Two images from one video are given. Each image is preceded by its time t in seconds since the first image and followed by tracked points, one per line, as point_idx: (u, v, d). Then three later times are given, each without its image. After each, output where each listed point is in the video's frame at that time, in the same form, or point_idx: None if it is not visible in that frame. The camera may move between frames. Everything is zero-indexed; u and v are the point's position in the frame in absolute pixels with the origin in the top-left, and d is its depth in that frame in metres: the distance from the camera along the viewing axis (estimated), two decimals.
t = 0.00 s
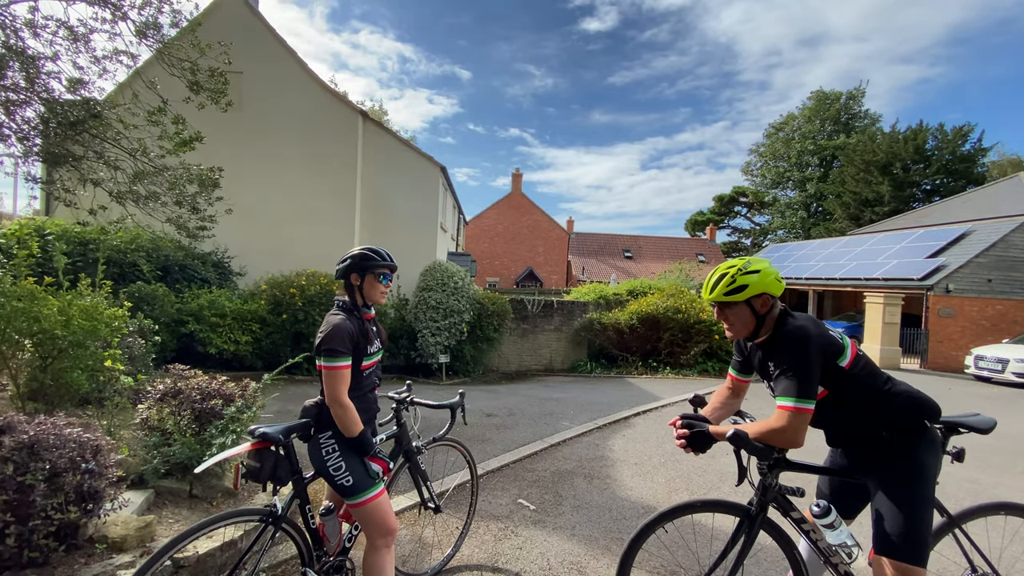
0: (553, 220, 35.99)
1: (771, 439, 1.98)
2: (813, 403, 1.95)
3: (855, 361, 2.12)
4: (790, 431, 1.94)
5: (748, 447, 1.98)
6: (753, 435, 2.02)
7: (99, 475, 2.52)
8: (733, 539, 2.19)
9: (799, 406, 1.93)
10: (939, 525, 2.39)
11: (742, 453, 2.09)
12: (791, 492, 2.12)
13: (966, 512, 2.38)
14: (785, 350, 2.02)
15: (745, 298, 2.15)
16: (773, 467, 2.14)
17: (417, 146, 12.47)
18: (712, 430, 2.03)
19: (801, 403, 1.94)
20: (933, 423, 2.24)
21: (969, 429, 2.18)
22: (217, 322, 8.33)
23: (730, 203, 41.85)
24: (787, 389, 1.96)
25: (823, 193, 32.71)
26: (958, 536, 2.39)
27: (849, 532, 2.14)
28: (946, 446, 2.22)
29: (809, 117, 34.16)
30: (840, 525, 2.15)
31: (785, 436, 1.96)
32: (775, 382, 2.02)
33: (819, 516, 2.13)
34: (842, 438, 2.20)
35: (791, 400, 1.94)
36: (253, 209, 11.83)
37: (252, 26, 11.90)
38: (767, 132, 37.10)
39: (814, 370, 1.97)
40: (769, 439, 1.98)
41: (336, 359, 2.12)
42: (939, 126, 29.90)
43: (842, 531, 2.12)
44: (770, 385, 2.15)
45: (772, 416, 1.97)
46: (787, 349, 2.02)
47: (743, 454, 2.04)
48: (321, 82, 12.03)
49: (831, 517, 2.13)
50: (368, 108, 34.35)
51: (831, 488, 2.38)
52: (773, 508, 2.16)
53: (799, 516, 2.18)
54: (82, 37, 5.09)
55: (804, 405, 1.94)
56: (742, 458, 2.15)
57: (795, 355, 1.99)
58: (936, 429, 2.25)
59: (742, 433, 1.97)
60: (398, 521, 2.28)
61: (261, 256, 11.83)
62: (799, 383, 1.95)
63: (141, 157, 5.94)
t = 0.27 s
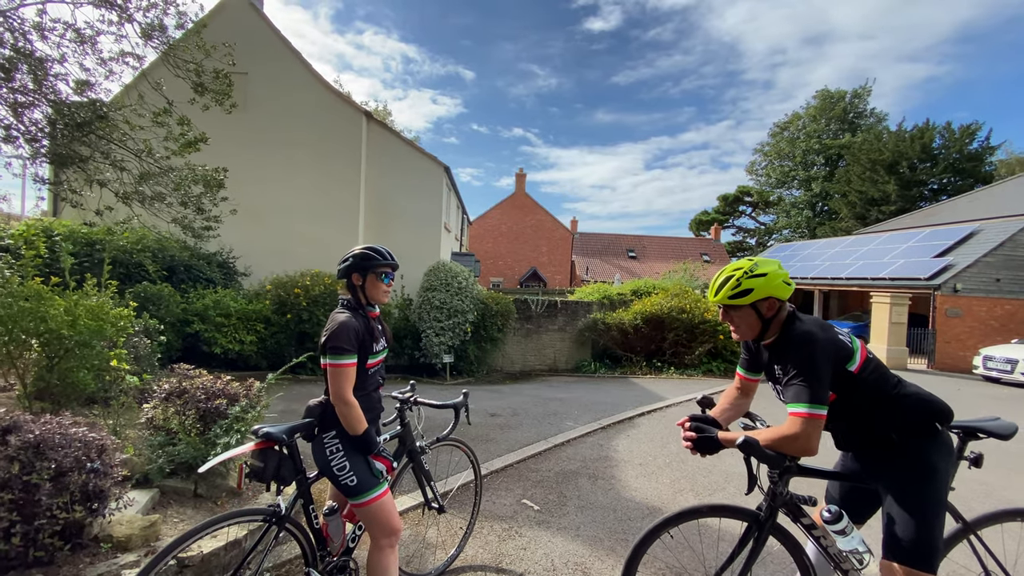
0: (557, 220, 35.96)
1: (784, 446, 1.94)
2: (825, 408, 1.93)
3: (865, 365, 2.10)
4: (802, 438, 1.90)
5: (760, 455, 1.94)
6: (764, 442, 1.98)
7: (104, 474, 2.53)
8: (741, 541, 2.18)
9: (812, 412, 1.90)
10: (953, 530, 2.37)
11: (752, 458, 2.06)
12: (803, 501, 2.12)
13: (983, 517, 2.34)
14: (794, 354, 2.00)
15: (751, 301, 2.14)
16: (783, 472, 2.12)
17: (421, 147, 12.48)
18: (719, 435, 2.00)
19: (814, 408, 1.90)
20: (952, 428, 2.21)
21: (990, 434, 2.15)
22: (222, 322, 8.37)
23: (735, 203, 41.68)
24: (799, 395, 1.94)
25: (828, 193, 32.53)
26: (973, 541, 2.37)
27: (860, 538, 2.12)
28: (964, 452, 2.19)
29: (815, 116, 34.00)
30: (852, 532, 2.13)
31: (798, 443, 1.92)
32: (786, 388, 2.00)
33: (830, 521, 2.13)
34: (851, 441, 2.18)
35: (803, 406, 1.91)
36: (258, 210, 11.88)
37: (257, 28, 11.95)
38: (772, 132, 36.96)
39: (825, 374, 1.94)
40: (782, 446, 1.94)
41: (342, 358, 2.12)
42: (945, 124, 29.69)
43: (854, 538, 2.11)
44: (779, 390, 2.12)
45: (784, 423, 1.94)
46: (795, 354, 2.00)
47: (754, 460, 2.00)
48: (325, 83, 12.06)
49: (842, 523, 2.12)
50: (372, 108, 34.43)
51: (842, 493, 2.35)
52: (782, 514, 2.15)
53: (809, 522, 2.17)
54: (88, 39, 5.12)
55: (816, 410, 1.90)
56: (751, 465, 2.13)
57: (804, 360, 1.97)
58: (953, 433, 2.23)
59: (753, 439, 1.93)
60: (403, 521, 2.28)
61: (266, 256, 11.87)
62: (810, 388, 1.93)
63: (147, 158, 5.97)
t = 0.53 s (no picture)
0: (561, 220, 35.93)
1: (789, 449, 1.94)
2: (830, 409, 1.91)
3: (869, 365, 2.09)
4: (807, 440, 1.90)
5: (765, 457, 1.92)
6: (770, 444, 1.97)
7: (110, 474, 2.55)
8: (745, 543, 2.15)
9: (817, 413, 1.89)
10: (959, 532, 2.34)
11: (757, 461, 2.04)
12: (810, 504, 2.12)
13: (989, 519, 2.33)
14: (798, 354, 1.99)
15: (753, 302, 2.13)
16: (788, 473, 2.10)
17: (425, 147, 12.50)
18: (725, 439, 2.01)
19: (819, 409, 1.89)
20: (959, 429, 2.20)
21: (998, 435, 2.13)
22: (227, 322, 8.41)
23: (740, 202, 41.53)
24: (803, 396, 1.92)
25: (834, 192, 32.35)
26: (981, 542, 2.35)
27: (865, 540, 2.10)
28: (971, 454, 2.18)
29: (820, 115, 33.84)
30: (855, 533, 2.10)
31: (802, 444, 1.92)
32: (790, 389, 1.98)
33: (835, 522, 2.07)
34: (853, 440, 2.16)
35: (807, 407, 1.90)
36: (263, 211, 11.93)
37: (261, 29, 12.00)
38: (777, 131, 36.82)
39: (828, 374, 1.94)
40: (787, 448, 1.95)
41: (341, 358, 2.13)
42: (952, 123, 29.46)
43: (858, 539, 2.08)
44: (783, 391, 2.11)
45: (789, 425, 1.94)
46: (799, 354, 1.99)
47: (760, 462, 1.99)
48: (329, 84, 12.09)
49: (848, 524, 2.07)
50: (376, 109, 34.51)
51: (843, 493, 2.33)
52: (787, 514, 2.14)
53: (814, 523, 2.15)
54: (94, 41, 5.15)
55: (821, 411, 1.89)
56: (757, 466, 2.11)
57: (808, 360, 1.96)
58: (960, 434, 2.22)
59: (758, 441, 1.92)
60: (406, 522, 2.28)
61: (272, 257, 11.93)
62: (814, 389, 1.92)
63: (153, 160, 6.00)
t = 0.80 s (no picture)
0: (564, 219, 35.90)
1: (792, 444, 1.92)
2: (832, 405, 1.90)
3: (868, 364, 2.07)
4: (810, 436, 1.88)
5: (769, 453, 1.89)
6: (774, 440, 1.95)
7: (116, 473, 2.56)
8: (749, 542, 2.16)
9: (819, 410, 1.87)
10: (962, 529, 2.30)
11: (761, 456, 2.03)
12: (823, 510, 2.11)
13: (992, 516, 2.31)
14: (798, 351, 1.98)
15: (754, 299, 2.12)
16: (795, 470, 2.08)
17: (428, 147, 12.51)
18: (729, 435, 1.99)
19: (821, 405, 1.88)
20: (959, 426, 2.17)
21: (997, 431, 2.11)
22: (232, 322, 8.44)
23: (744, 201, 41.37)
24: (805, 393, 1.91)
25: (839, 190, 32.17)
26: (983, 541, 2.33)
27: (869, 537, 2.09)
28: (972, 450, 2.16)
29: (826, 113, 33.67)
30: (859, 530, 2.09)
31: (805, 440, 1.89)
32: (791, 385, 1.97)
33: (838, 521, 2.07)
34: (850, 440, 2.15)
35: (810, 404, 1.89)
36: (268, 211, 11.97)
37: (265, 30, 12.04)
38: (782, 129, 36.65)
39: (829, 372, 1.93)
40: (790, 444, 1.92)
41: (340, 354, 2.13)
42: (959, 120, 29.25)
43: (862, 537, 2.07)
44: (784, 389, 2.10)
45: (792, 421, 1.91)
46: (799, 352, 1.97)
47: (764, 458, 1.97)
48: (333, 84, 12.12)
49: (850, 523, 2.07)
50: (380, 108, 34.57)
51: (839, 489, 2.31)
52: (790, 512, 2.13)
53: (817, 521, 2.13)
54: (99, 42, 5.18)
55: (823, 408, 1.88)
56: (761, 464, 2.11)
57: (808, 357, 1.95)
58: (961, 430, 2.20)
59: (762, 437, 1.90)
60: (409, 521, 2.28)
61: (277, 257, 11.97)
62: (816, 386, 1.90)
63: (158, 160, 6.04)
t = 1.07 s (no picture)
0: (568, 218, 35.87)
1: (790, 432, 1.91)
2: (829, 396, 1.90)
3: (867, 362, 2.06)
4: (807, 424, 1.88)
5: (768, 441, 1.90)
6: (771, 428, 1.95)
7: (122, 471, 2.58)
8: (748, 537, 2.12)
9: (817, 398, 1.87)
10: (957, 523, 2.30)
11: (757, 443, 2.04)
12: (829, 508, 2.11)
13: (987, 509, 2.30)
14: (799, 342, 1.98)
15: (759, 293, 2.10)
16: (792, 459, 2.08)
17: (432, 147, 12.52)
18: (728, 425, 2.00)
19: (818, 395, 1.88)
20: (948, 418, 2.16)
21: (984, 423, 2.11)
22: (237, 321, 8.47)
23: (749, 200, 41.23)
24: (804, 381, 1.91)
25: (844, 189, 32.01)
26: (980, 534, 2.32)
27: (866, 529, 2.12)
28: (961, 442, 2.15)
29: (831, 111, 33.53)
30: (855, 522, 2.13)
31: (802, 429, 1.90)
32: (791, 375, 1.97)
33: (836, 513, 2.11)
34: (846, 437, 2.12)
35: (807, 393, 1.89)
36: (272, 211, 12.02)
37: (269, 31, 12.08)
38: (787, 127, 36.52)
39: (829, 363, 1.92)
40: (787, 432, 1.91)
41: (341, 354, 2.14)
42: (966, 118, 29.07)
43: (860, 528, 2.11)
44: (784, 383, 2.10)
45: (788, 410, 1.92)
46: (799, 344, 1.97)
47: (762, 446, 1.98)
48: (336, 85, 12.15)
49: (847, 514, 2.11)
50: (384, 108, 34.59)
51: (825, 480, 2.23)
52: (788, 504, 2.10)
53: (816, 513, 2.11)
54: (105, 44, 5.21)
55: (821, 397, 1.88)
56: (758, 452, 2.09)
57: (809, 347, 1.95)
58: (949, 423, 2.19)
59: (762, 426, 1.91)
60: (412, 521, 2.29)
61: (281, 257, 12.01)
62: (815, 375, 1.90)
63: (163, 161, 6.07)
